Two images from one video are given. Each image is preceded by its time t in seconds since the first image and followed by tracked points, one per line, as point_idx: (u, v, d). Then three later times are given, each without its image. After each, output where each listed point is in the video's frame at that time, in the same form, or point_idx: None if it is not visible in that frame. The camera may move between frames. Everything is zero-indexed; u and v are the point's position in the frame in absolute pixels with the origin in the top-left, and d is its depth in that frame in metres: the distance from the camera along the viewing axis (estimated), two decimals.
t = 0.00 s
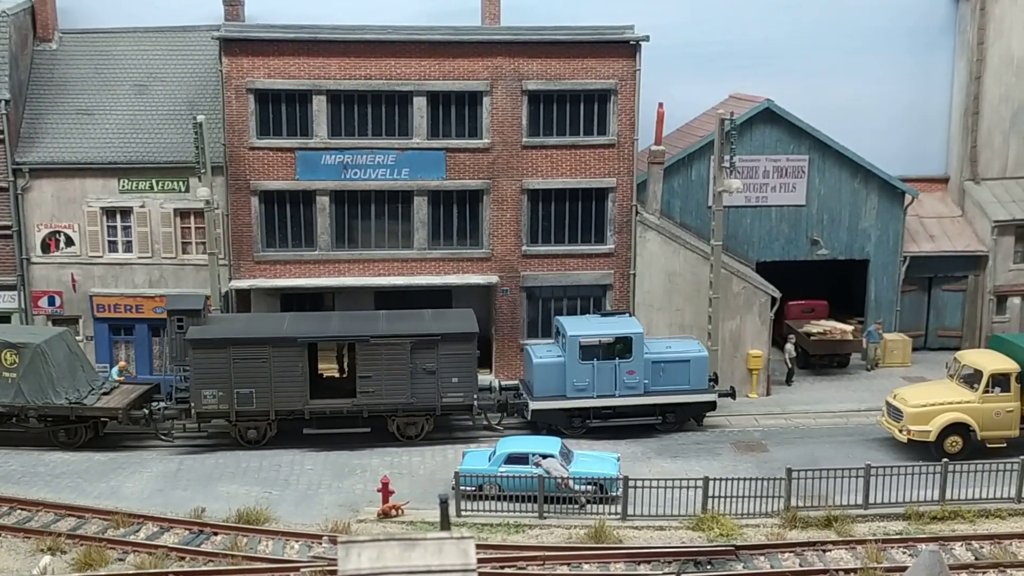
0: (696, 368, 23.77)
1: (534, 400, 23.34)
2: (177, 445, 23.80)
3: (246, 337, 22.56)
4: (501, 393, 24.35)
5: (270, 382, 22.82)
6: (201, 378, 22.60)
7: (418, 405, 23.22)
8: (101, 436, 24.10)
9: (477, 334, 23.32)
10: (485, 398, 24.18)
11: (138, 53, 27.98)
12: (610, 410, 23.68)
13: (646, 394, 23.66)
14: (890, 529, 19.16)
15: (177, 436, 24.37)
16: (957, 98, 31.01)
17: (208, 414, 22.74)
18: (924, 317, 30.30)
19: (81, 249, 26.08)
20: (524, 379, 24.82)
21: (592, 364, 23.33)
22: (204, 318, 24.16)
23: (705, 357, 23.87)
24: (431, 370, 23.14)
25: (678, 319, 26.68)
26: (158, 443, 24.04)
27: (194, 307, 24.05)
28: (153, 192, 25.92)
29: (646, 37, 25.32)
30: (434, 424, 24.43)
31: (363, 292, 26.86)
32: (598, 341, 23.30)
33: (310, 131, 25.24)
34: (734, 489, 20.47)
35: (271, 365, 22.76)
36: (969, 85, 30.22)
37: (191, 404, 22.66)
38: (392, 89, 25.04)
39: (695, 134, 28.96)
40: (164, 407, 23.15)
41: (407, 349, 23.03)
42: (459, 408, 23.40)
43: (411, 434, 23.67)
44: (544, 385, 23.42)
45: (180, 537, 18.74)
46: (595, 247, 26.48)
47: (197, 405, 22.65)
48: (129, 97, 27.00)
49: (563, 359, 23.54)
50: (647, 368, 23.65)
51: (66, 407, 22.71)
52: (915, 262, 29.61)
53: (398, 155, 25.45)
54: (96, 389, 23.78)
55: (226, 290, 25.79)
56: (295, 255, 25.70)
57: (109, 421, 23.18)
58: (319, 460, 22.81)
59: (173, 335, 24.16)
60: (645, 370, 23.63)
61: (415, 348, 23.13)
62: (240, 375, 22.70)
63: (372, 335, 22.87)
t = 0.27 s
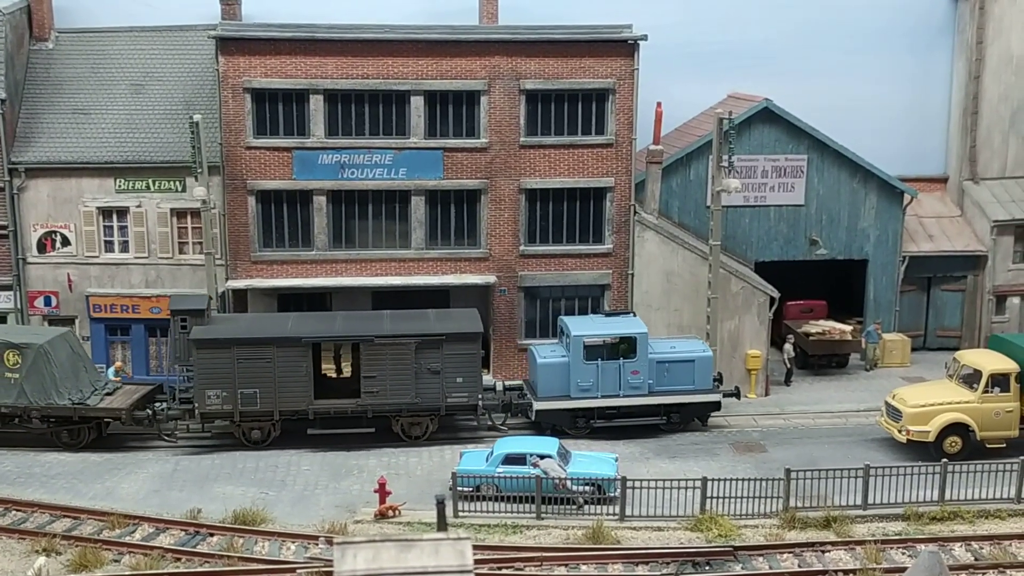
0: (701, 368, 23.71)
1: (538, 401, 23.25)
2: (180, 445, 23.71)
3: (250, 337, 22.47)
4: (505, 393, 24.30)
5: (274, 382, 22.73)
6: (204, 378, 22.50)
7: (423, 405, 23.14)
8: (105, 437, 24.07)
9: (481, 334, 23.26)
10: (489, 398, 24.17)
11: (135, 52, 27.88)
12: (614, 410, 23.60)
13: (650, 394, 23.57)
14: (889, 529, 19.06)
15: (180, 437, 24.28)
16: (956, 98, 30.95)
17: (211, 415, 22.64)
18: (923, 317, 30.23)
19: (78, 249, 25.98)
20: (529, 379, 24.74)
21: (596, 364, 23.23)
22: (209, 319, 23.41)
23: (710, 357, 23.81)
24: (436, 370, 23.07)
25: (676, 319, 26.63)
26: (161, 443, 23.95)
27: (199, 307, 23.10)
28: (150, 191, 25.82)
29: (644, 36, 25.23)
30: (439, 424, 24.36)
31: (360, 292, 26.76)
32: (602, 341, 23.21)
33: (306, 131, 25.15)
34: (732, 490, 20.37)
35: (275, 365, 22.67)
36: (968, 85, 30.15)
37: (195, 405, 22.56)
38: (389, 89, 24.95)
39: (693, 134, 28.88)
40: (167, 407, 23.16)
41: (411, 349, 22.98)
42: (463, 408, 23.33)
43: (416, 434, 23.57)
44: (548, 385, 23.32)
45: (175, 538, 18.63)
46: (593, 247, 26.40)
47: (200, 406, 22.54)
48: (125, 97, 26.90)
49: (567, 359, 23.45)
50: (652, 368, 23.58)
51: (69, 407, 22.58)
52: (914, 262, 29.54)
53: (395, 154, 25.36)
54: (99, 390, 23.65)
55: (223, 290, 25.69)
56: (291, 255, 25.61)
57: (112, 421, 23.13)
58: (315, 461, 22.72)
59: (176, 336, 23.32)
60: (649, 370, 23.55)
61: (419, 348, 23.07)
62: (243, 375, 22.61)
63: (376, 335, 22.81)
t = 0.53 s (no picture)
0: (704, 368, 23.58)
1: (540, 401, 23.13)
2: (180, 446, 23.57)
3: (251, 337, 22.38)
4: (507, 393, 24.19)
5: (275, 382, 22.63)
6: (205, 378, 22.38)
7: (425, 405, 23.03)
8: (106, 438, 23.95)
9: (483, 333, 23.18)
10: (491, 398, 24.08)
11: (129, 51, 27.76)
12: (617, 411, 23.49)
13: (653, 395, 23.46)
14: (886, 530, 18.95)
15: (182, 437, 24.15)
16: (953, 97, 30.87)
17: (212, 415, 22.52)
18: (920, 317, 30.11)
19: (71, 249, 25.86)
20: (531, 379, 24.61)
21: (598, 364, 23.14)
22: (209, 319, 23.36)
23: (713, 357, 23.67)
24: (437, 370, 22.97)
25: (673, 320, 26.56)
26: (161, 444, 23.82)
27: (200, 307, 23.08)
28: (144, 191, 25.68)
29: (640, 35, 25.14)
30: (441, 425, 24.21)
31: (354, 292, 26.07)
32: (604, 340, 23.14)
33: (301, 130, 25.04)
34: (728, 491, 20.26)
35: (276, 365, 22.57)
36: (965, 84, 30.07)
37: (195, 405, 22.44)
38: (384, 88, 24.84)
39: (690, 133, 28.77)
40: (167, 407, 23.07)
41: (413, 349, 22.89)
42: (465, 408, 23.21)
43: (417, 435, 23.43)
44: (550, 385, 23.21)
45: (168, 540, 18.51)
46: (589, 246, 26.30)
47: (201, 406, 22.40)
48: (119, 96, 26.78)
49: (569, 360, 23.35)
50: (654, 368, 23.48)
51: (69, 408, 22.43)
52: (911, 262, 29.43)
53: (390, 153, 25.25)
54: (99, 391, 23.47)
55: (218, 290, 25.57)
56: (286, 255, 25.50)
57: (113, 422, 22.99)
58: (310, 462, 22.58)
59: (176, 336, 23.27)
60: (652, 370, 23.45)
61: (421, 348, 22.97)
62: (244, 375, 22.51)
63: (377, 335, 22.72)
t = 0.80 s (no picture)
0: (709, 369, 23.53)
1: (545, 402, 23.08)
2: (185, 447, 23.49)
3: (256, 337, 22.33)
4: (512, 394, 24.11)
5: (280, 383, 22.56)
6: (210, 379, 22.32)
7: (430, 406, 22.96)
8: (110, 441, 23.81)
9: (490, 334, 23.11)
10: (496, 398, 24.01)
11: (127, 51, 27.69)
12: (622, 412, 23.43)
13: (658, 395, 23.39)
14: (886, 532, 18.87)
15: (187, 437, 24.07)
16: (952, 98, 30.83)
17: (217, 416, 22.47)
18: (920, 318, 30.04)
19: (69, 250, 25.77)
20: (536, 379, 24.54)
21: (604, 364, 23.10)
22: (214, 320, 22.99)
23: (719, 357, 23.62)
24: (443, 371, 22.91)
25: (672, 321, 26.55)
26: (165, 445, 23.75)
27: (205, 308, 22.68)
28: (142, 192, 25.60)
29: (638, 35, 25.08)
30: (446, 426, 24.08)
31: (353, 292, 25.93)
32: (609, 341, 23.10)
33: (299, 131, 24.96)
34: (728, 492, 20.18)
35: (281, 365, 22.50)
36: (965, 84, 30.02)
37: (201, 406, 22.40)
38: (382, 88, 24.77)
39: (689, 133, 28.71)
40: (172, 408, 22.94)
41: (418, 350, 22.81)
42: (470, 409, 23.14)
43: (423, 436, 23.30)
44: (555, 386, 23.19)
45: (166, 542, 18.41)
46: (588, 247, 26.23)
47: (206, 407, 22.39)
48: (117, 96, 26.71)
49: (574, 361, 23.30)
50: (660, 369, 23.41)
51: (74, 410, 22.33)
52: (910, 263, 29.37)
53: (389, 154, 25.18)
54: (103, 392, 23.36)
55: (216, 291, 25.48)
56: (284, 256, 25.42)
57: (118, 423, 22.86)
58: (308, 463, 22.49)
59: (181, 337, 22.82)
60: (657, 371, 23.38)
61: (426, 349, 22.90)
62: (249, 376, 22.44)
63: (383, 335, 22.66)
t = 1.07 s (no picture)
0: (714, 370, 23.45)
1: (549, 403, 22.99)
2: (188, 449, 23.42)
3: (260, 339, 22.25)
4: (517, 395, 24.03)
5: (284, 385, 22.47)
6: (214, 380, 22.23)
7: (434, 407, 22.87)
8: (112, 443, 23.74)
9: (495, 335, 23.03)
10: (501, 399, 23.91)
11: (124, 51, 27.60)
12: (626, 413, 23.36)
13: (663, 397, 23.31)
14: (886, 534, 18.78)
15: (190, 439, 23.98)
16: (952, 98, 30.77)
17: (221, 417, 22.37)
18: (920, 319, 29.95)
19: (66, 251, 25.69)
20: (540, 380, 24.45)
21: (608, 365, 23.03)
22: (216, 321, 22.91)
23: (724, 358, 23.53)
24: (447, 372, 22.81)
25: (671, 322, 26.49)
26: (168, 447, 23.68)
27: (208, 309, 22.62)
28: (138, 193, 25.52)
29: (637, 35, 25.00)
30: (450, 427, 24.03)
31: (351, 293, 25.82)
32: (612, 342, 23.04)
33: (296, 131, 24.88)
34: (727, 494, 20.09)
35: (285, 367, 22.41)
36: (965, 85, 29.95)
37: (205, 407, 22.30)
38: (380, 88, 24.68)
39: (688, 133, 28.64)
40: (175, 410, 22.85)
41: (423, 351, 22.72)
42: (475, 410, 23.07)
43: (427, 437, 23.27)
44: (559, 387, 23.10)
45: (162, 544, 18.31)
46: (587, 248, 26.15)
47: (210, 408, 22.29)
48: (113, 97, 26.62)
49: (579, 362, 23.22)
50: (664, 370, 23.32)
51: (76, 411, 22.22)
52: (910, 264, 29.29)
53: (387, 154, 25.09)
54: (106, 393, 23.24)
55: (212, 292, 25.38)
56: (281, 257, 25.33)
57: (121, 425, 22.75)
58: (306, 465, 22.40)
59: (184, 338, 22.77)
60: (662, 372, 23.28)
61: (431, 350, 22.81)
62: (252, 377, 22.34)
63: (387, 336, 22.59)
